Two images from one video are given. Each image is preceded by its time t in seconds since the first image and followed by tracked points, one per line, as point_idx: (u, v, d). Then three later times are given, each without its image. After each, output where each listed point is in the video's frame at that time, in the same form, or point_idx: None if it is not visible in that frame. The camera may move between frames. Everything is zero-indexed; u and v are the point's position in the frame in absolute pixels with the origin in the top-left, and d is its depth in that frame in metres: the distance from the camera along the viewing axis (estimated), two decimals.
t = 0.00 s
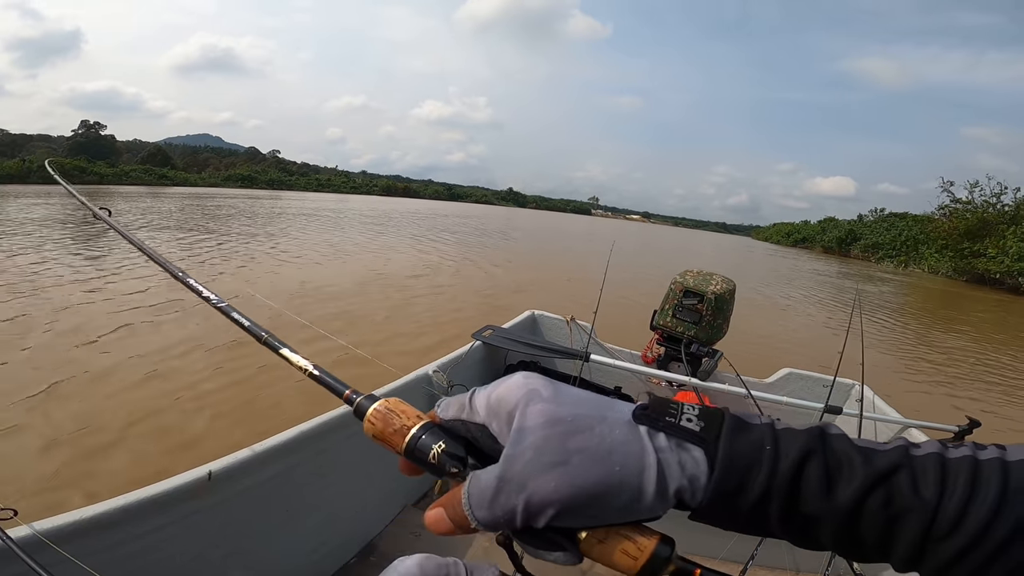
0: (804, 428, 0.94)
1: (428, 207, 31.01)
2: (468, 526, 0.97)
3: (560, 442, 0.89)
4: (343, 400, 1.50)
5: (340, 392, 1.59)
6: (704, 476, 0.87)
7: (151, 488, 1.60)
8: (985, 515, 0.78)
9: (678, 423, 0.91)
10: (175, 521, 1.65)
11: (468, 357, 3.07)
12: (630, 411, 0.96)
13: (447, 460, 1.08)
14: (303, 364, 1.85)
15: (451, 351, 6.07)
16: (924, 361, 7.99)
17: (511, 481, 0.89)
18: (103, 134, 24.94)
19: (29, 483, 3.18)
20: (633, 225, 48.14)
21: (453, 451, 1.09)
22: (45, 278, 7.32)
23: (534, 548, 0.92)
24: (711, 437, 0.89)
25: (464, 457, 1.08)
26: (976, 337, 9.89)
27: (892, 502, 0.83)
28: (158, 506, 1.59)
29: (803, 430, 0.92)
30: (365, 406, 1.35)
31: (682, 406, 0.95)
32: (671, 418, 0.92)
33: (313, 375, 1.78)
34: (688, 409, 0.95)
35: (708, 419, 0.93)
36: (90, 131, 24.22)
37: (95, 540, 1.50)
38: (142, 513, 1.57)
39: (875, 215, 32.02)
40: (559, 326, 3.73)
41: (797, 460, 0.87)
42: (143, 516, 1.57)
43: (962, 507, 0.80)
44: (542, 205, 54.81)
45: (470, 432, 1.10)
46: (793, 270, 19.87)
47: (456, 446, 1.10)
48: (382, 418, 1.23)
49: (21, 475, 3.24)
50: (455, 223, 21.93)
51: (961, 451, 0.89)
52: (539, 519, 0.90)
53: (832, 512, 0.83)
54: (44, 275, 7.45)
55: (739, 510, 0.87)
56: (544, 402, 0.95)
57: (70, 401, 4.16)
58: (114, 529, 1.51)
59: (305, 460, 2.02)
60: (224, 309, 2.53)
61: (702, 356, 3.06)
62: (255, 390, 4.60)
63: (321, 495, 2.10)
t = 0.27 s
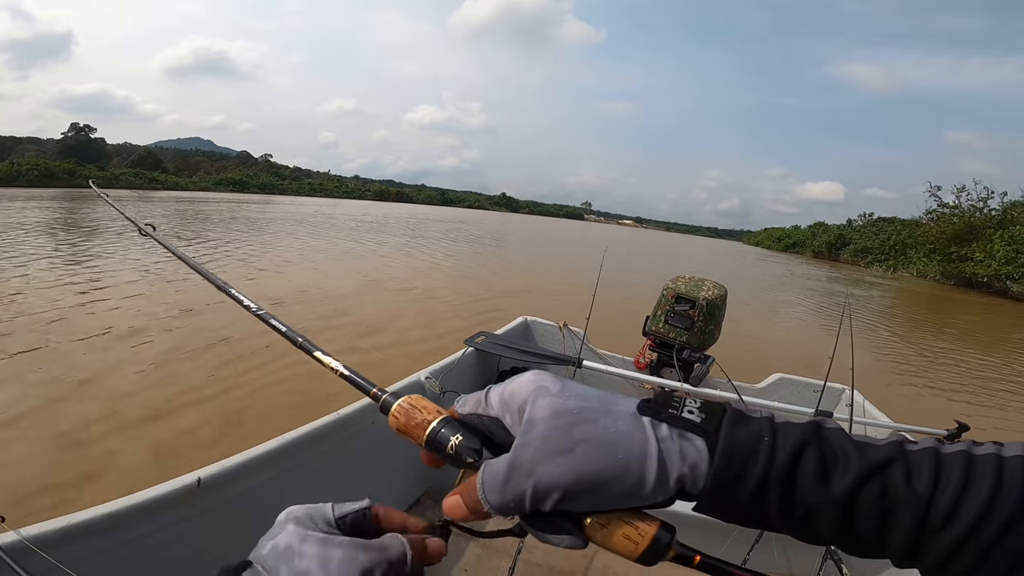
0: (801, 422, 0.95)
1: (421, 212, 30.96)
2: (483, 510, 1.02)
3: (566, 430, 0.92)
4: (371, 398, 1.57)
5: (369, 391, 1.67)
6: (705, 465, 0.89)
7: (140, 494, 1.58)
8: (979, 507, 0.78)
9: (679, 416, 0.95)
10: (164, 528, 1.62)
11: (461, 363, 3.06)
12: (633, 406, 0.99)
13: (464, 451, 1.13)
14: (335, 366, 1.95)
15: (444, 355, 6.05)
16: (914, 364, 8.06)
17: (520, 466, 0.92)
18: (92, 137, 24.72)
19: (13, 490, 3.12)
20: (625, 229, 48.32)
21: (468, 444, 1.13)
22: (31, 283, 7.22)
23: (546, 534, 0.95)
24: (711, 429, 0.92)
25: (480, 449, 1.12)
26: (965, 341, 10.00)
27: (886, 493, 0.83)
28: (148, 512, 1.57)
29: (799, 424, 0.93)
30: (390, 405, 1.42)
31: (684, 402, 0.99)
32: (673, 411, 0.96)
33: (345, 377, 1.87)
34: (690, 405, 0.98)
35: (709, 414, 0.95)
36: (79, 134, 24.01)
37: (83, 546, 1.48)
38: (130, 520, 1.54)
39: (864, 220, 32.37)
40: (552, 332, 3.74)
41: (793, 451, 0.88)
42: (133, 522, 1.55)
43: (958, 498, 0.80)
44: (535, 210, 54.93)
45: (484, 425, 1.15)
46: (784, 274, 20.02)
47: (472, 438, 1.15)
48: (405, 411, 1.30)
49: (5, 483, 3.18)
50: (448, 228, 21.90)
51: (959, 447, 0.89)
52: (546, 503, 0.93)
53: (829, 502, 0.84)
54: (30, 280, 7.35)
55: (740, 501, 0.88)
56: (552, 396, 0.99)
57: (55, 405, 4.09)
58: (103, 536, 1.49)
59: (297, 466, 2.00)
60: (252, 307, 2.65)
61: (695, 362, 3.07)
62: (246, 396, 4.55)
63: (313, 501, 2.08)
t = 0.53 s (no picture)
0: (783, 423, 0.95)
1: (419, 215, 30.97)
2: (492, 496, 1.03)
3: (566, 424, 0.94)
4: (397, 392, 1.59)
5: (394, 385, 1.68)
6: (693, 463, 0.89)
7: (141, 500, 1.58)
8: (951, 510, 0.78)
9: (671, 415, 0.95)
10: (165, 534, 1.62)
11: (460, 369, 3.06)
12: (630, 404, 0.99)
13: (477, 440, 1.13)
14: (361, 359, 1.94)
15: (444, 360, 6.03)
16: (912, 367, 8.08)
17: (525, 454, 0.95)
18: (90, 142, 24.70)
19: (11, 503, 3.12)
20: (623, 233, 48.40)
21: (481, 435, 1.13)
22: (29, 289, 7.20)
23: (545, 517, 0.97)
24: (700, 428, 0.92)
25: (491, 440, 1.11)
26: (962, 343, 10.02)
27: (860, 495, 0.83)
28: (148, 519, 1.57)
29: (782, 424, 0.93)
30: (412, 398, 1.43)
31: (677, 402, 0.99)
32: (666, 411, 0.96)
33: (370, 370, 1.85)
34: (683, 404, 0.98)
35: (700, 413, 0.96)
36: (77, 139, 24.00)
37: (85, 552, 1.47)
38: (132, 526, 1.54)
39: (861, 222, 32.49)
40: (551, 337, 3.74)
41: (774, 451, 0.88)
42: (134, 529, 1.54)
43: (930, 501, 0.80)
44: (533, 213, 55.00)
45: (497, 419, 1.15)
46: (782, 277, 20.07)
47: (485, 430, 1.14)
48: (426, 402, 1.30)
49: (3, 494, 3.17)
50: (446, 232, 21.90)
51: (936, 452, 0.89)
52: (546, 489, 0.95)
53: (806, 503, 0.84)
54: (28, 285, 7.33)
55: (723, 499, 0.88)
56: (558, 394, 1.01)
57: (53, 415, 4.09)
58: (104, 542, 1.49)
59: (297, 472, 2.00)
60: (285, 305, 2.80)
61: (694, 367, 3.07)
62: (244, 402, 4.54)
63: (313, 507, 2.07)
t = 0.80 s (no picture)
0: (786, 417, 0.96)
1: (410, 215, 30.85)
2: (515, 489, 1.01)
3: (578, 417, 0.95)
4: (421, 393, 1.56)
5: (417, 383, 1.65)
6: (701, 454, 0.90)
7: (127, 502, 1.55)
8: (949, 503, 0.78)
9: (680, 410, 0.97)
10: (152, 537, 1.59)
11: (452, 369, 3.04)
12: (640, 401, 1.01)
13: (499, 438, 1.10)
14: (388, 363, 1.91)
15: (436, 360, 6.01)
16: (900, 364, 8.17)
17: (541, 445, 0.94)
18: (75, 141, 24.37)
19: None
20: (615, 232, 48.52)
21: (502, 432, 1.10)
22: (13, 289, 7.08)
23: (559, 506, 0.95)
24: (707, 422, 0.94)
25: (511, 438, 1.09)
26: (948, 341, 10.15)
27: (861, 487, 0.83)
28: (134, 521, 1.54)
29: (783, 418, 0.94)
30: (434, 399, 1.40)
31: (685, 399, 1.01)
32: (674, 406, 0.98)
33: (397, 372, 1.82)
34: (691, 401, 1.00)
35: (708, 408, 0.97)
36: (62, 137, 23.69)
37: (70, 555, 1.44)
38: (117, 528, 1.51)
39: (850, 221, 32.83)
40: (544, 337, 3.73)
41: (777, 442, 0.89)
42: (119, 531, 1.51)
43: (928, 492, 0.80)
44: (525, 213, 55.00)
45: (516, 415, 1.13)
46: (771, 276, 20.23)
47: (505, 427, 1.11)
48: (448, 402, 1.28)
49: None
50: (438, 231, 21.84)
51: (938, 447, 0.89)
52: (561, 478, 0.94)
53: (807, 494, 0.84)
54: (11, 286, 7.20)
55: (729, 492, 0.87)
56: (572, 389, 1.01)
57: (38, 418, 4.02)
58: (90, 544, 1.46)
59: (287, 473, 1.98)
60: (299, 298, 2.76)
61: (686, 365, 3.07)
62: (233, 404, 4.49)
63: (301, 509, 2.04)
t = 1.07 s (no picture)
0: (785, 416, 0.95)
1: (413, 214, 30.86)
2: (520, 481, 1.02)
3: (582, 411, 0.96)
4: (433, 388, 1.55)
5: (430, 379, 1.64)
6: (701, 451, 0.90)
7: (136, 502, 1.56)
8: (944, 503, 0.78)
9: (681, 406, 0.97)
10: (161, 536, 1.60)
11: (457, 367, 3.05)
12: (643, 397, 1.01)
13: (504, 431, 1.10)
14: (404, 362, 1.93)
15: (440, 358, 6.02)
16: (906, 362, 8.12)
17: (545, 436, 0.96)
18: (80, 141, 24.47)
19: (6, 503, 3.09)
20: (618, 230, 48.45)
21: (507, 425, 1.10)
22: (19, 289, 7.12)
23: (561, 498, 0.96)
24: (707, 419, 0.93)
25: (516, 431, 1.08)
26: (954, 338, 10.09)
27: (857, 485, 0.83)
28: (144, 521, 1.55)
29: (782, 417, 0.93)
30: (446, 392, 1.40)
31: (687, 396, 1.01)
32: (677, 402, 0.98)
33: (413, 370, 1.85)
34: (692, 399, 1.00)
35: (709, 406, 0.97)
36: (67, 138, 23.82)
37: (80, 555, 1.45)
38: (127, 528, 1.52)
39: (854, 217, 32.67)
40: (548, 335, 3.73)
41: (775, 441, 0.88)
42: (130, 530, 1.52)
43: (925, 492, 0.79)
44: (528, 211, 54.98)
45: (521, 409, 1.12)
46: (775, 273, 20.16)
47: (511, 420, 1.11)
48: (458, 395, 1.28)
49: None
50: (441, 230, 21.85)
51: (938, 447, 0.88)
52: (563, 469, 0.95)
53: (805, 492, 0.84)
54: (17, 285, 7.24)
55: (728, 489, 0.87)
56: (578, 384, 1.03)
57: (45, 415, 4.04)
58: (100, 544, 1.47)
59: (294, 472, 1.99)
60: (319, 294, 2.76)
61: (691, 363, 3.07)
62: (238, 402, 4.51)
63: (309, 507, 2.05)
